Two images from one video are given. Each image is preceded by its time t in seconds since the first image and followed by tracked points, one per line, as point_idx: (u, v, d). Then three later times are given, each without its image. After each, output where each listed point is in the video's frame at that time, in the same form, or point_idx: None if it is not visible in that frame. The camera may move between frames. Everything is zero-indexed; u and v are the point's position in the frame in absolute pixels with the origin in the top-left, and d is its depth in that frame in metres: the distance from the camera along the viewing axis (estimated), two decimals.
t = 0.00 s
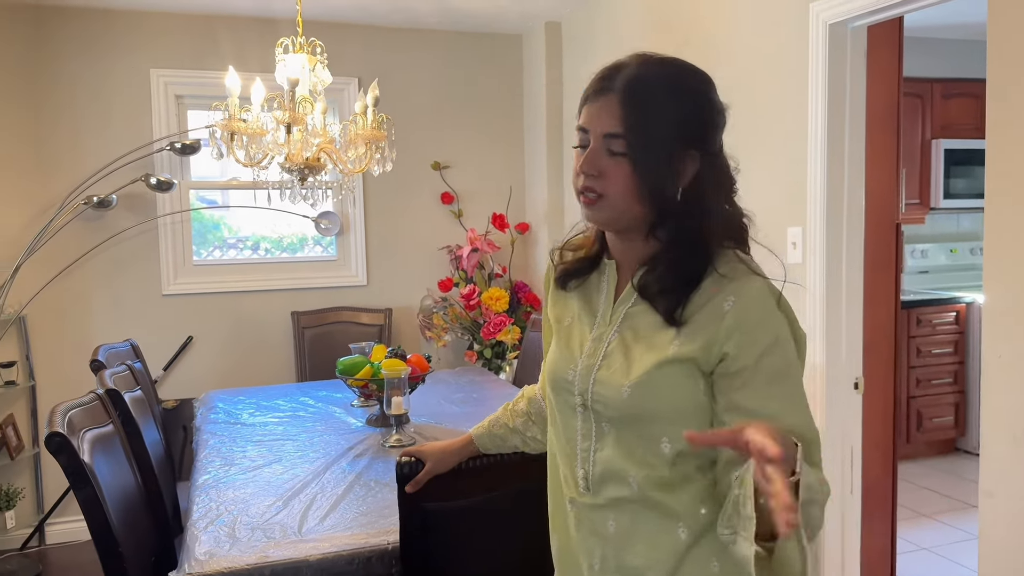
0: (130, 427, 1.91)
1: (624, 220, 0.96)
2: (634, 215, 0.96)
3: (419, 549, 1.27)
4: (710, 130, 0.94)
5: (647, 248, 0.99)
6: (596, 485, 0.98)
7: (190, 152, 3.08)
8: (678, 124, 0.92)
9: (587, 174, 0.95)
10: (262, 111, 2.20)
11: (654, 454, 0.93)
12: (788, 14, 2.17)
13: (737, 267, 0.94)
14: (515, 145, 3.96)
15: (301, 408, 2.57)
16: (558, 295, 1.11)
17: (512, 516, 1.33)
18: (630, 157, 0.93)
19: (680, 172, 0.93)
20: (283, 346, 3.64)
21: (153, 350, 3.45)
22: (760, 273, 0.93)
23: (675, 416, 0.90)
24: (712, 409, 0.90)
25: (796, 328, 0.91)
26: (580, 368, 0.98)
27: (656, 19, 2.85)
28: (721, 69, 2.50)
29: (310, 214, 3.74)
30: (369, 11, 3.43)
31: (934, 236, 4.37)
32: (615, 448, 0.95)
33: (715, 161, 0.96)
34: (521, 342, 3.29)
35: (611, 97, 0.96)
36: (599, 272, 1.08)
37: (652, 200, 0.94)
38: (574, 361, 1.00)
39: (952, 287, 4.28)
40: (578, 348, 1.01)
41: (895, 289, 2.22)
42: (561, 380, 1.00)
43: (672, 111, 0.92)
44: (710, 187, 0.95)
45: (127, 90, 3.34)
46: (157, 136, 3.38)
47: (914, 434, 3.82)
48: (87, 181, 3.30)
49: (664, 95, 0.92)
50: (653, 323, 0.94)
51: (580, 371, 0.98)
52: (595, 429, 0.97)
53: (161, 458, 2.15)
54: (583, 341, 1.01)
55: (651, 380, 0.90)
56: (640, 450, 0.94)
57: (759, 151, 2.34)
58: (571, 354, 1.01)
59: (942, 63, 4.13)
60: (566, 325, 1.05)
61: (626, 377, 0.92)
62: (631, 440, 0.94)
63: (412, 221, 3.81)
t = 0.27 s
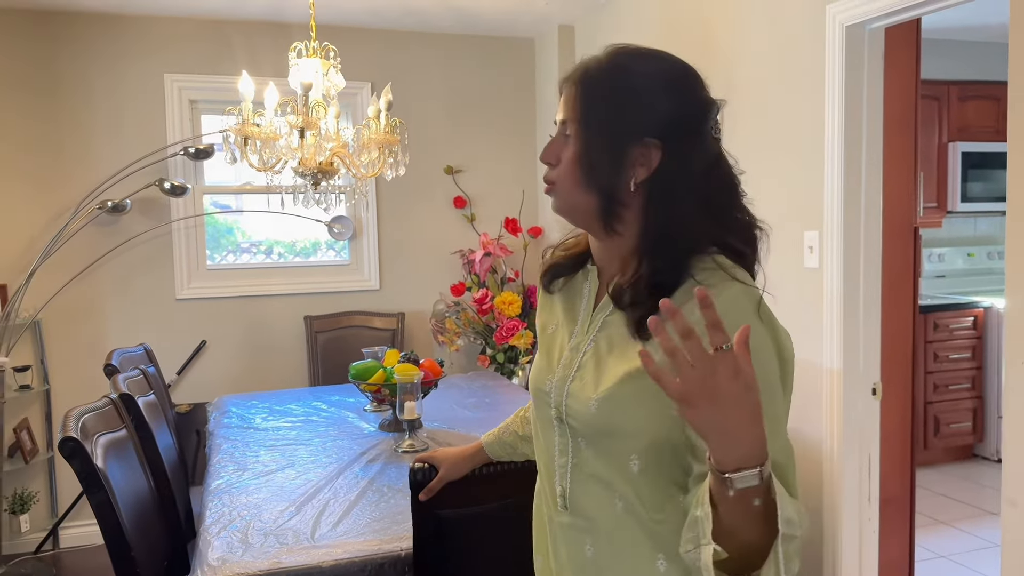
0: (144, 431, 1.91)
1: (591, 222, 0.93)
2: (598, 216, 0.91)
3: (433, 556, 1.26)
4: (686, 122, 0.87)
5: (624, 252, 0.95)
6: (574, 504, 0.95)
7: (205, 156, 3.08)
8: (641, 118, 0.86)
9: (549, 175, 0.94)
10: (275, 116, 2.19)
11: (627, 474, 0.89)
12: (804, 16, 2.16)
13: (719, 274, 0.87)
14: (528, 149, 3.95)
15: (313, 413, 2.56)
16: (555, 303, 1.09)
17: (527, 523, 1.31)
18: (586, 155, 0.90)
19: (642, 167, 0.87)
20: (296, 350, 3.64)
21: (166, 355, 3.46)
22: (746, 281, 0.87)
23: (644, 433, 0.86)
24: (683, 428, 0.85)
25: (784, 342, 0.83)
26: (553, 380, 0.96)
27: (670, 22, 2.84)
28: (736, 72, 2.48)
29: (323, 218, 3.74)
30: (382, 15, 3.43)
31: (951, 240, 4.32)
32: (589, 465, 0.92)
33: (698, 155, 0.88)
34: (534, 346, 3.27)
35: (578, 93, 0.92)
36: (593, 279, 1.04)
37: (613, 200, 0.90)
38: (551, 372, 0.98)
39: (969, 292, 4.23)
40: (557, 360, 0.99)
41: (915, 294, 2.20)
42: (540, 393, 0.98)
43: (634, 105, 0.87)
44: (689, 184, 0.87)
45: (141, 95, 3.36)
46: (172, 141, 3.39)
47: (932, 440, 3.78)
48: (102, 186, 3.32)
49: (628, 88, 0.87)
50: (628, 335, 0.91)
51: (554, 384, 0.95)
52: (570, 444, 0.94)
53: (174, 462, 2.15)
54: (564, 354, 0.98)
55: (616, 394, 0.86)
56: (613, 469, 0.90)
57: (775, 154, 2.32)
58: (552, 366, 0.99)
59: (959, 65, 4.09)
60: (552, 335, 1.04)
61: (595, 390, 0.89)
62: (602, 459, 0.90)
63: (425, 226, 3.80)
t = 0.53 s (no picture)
0: (159, 437, 1.92)
1: (568, 225, 0.92)
2: (573, 217, 0.91)
3: (449, 563, 1.25)
4: (657, 118, 0.85)
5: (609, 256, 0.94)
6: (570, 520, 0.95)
7: (220, 162, 3.09)
8: (605, 116, 0.85)
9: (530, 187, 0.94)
10: (291, 121, 2.20)
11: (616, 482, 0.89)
12: (821, 19, 2.14)
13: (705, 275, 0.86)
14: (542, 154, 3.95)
15: (328, 418, 2.56)
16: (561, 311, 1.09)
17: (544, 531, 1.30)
18: (554, 153, 0.89)
19: (607, 166, 0.86)
20: (310, 355, 3.65)
21: (181, 360, 3.47)
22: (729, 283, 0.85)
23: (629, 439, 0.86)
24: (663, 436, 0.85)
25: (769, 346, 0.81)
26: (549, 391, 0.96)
27: (685, 26, 2.83)
28: (752, 76, 2.47)
29: (337, 223, 3.75)
30: (396, 21, 3.44)
31: (969, 244, 4.28)
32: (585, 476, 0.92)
33: (670, 148, 0.85)
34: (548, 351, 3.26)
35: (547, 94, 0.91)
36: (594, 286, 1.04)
37: (584, 200, 0.89)
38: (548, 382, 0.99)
39: (987, 296, 4.19)
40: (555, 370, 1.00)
41: (933, 298, 2.19)
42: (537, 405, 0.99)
43: (597, 103, 0.85)
44: (662, 179, 0.85)
45: (157, 101, 3.38)
46: (187, 146, 3.41)
47: (950, 446, 3.74)
48: (118, 192, 3.34)
49: (592, 87, 0.86)
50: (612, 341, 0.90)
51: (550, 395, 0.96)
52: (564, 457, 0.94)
53: (189, 467, 2.15)
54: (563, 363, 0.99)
55: (597, 400, 0.86)
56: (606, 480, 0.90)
57: (792, 158, 2.30)
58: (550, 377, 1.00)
59: (977, 68, 4.05)
60: (552, 344, 1.05)
61: (581, 398, 0.89)
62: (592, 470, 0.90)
63: (438, 230, 3.80)
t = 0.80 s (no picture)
0: (170, 442, 1.92)
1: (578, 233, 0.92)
2: (582, 227, 0.91)
3: (460, 571, 1.24)
4: (660, 123, 0.83)
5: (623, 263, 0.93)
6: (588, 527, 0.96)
7: (230, 167, 3.10)
8: (606, 124, 0.84)
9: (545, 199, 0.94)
10: (301, 127, 2.20)
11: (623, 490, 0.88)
12: (833, 22, 2.13)
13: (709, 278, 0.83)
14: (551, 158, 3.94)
15: (338, 423, 2.56)
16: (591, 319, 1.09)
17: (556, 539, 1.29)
18: (559, 162, 0.88)
19: (608, 175, 0.85)
20: (319, 359, 3.65)
21: (191, 365, 3.47)
22: (736, 284, 0.81)
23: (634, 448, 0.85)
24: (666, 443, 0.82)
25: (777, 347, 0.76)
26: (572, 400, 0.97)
27: (695, 31, 2.82)
28: (763, 81, 2.46)
29: (347, 228, 3.75)
30: (406, 26, 3.44)
31: (981, 248, 4.25)
32: (603, 484, 0.93)
33: (668, 152, 0.83)
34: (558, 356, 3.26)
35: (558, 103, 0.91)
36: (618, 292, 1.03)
37: (587, 209, 0.88)
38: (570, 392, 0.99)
39: (999, 300, 4.16)
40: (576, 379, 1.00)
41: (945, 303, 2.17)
42: (563, 413, 1.00)
43: (600, 110, 0.85)
44: (660, 184, 0.83)
45: (167, 107, 3.39)
46: (197, 152, 3.42)
47: (963, 451, 3.71)
48: (128, 197, 3.35)
49: (596, 95, 0.85)
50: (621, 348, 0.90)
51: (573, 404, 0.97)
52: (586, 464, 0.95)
53: (199, 473, 2.15)
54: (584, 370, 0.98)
55: (603, 408, 0.86)
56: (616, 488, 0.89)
57: (803, 163, 2.29)
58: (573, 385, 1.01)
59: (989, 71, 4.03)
60: (579, 352, 1.05)
61: (592, 405, 0.89)
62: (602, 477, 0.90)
63: (447, 235, 3.80)
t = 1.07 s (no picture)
0: (174, 446, 1.92)
1: (624, 233, 0.93)
2: (635, 229, 0.90)
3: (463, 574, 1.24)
4: (713, 123, 0.84)
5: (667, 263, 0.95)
6: (627, 525, 0.97)
7: (234, 171, 3.11)
8: (660, 125, 0.85)
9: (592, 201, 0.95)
10: (305, 131, 2.20)
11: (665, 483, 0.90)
12: (836, 26, 2.13)
13: (755, 280, 0.86)
14: (555, 162, 3.94)
15: (342, 427, 2.56)
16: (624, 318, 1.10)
17: (559, 544, 1.28)
18: (610, 160, 0.88)
19: (660, 175, 0.85)
20: (323, 363, 3.66)
21: (196, 369, 3.48)
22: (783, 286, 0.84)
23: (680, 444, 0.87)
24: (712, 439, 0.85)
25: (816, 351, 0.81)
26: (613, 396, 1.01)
27: (698, 34, 2.82)
28: (767, 84, 2.45)
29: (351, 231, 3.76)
30: (410, 30, 3.45)
31: (987, 251, 4.24)
32: (644, 481, 0.93)
33: (719, 156, 0.84)
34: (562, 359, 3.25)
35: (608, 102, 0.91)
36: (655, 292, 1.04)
37: (638, 209, 0.88)
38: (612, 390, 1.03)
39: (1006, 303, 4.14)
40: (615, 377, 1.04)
41: (951, 305, 2.16)
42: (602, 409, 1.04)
43: (654, 112, 0.85)
44: (711, 187, 0.84)
45: (172, 112, 3.40)
46: (202, 156, 3.43)
47: (969, 455, 3.69)
48: (134, 202, 3.36)
49: (649, 96, 0.86)
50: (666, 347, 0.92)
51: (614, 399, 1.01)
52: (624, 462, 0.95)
53: (204, 476, 2.16)
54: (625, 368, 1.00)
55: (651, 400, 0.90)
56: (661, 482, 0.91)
57: (808, 165, 2.28)
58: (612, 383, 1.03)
59: (995, 74, 4.01)
60: (614, 348, 1.08)
61: (639, 400, 0.93)
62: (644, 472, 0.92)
63: (452, 239, 3.81)
